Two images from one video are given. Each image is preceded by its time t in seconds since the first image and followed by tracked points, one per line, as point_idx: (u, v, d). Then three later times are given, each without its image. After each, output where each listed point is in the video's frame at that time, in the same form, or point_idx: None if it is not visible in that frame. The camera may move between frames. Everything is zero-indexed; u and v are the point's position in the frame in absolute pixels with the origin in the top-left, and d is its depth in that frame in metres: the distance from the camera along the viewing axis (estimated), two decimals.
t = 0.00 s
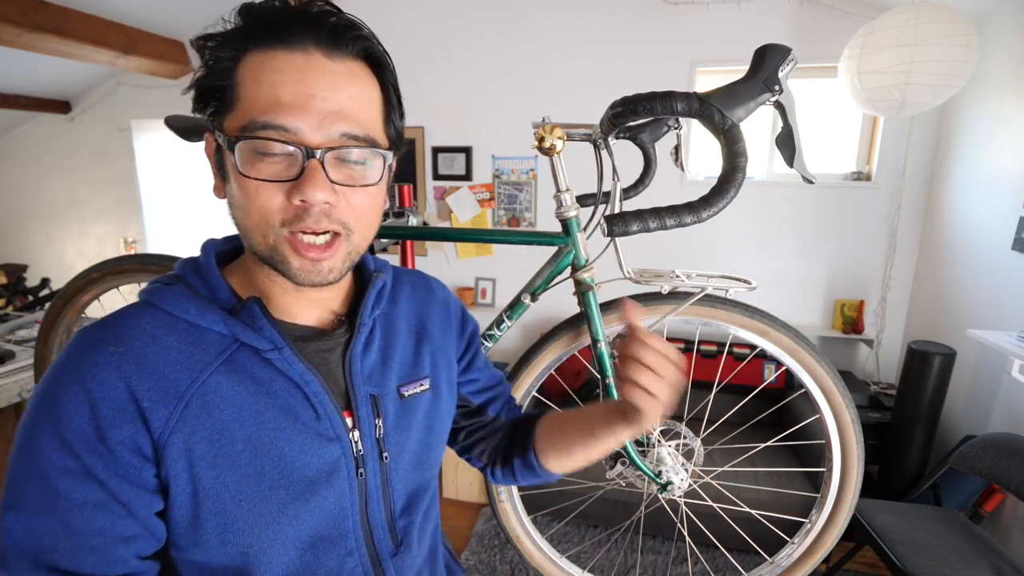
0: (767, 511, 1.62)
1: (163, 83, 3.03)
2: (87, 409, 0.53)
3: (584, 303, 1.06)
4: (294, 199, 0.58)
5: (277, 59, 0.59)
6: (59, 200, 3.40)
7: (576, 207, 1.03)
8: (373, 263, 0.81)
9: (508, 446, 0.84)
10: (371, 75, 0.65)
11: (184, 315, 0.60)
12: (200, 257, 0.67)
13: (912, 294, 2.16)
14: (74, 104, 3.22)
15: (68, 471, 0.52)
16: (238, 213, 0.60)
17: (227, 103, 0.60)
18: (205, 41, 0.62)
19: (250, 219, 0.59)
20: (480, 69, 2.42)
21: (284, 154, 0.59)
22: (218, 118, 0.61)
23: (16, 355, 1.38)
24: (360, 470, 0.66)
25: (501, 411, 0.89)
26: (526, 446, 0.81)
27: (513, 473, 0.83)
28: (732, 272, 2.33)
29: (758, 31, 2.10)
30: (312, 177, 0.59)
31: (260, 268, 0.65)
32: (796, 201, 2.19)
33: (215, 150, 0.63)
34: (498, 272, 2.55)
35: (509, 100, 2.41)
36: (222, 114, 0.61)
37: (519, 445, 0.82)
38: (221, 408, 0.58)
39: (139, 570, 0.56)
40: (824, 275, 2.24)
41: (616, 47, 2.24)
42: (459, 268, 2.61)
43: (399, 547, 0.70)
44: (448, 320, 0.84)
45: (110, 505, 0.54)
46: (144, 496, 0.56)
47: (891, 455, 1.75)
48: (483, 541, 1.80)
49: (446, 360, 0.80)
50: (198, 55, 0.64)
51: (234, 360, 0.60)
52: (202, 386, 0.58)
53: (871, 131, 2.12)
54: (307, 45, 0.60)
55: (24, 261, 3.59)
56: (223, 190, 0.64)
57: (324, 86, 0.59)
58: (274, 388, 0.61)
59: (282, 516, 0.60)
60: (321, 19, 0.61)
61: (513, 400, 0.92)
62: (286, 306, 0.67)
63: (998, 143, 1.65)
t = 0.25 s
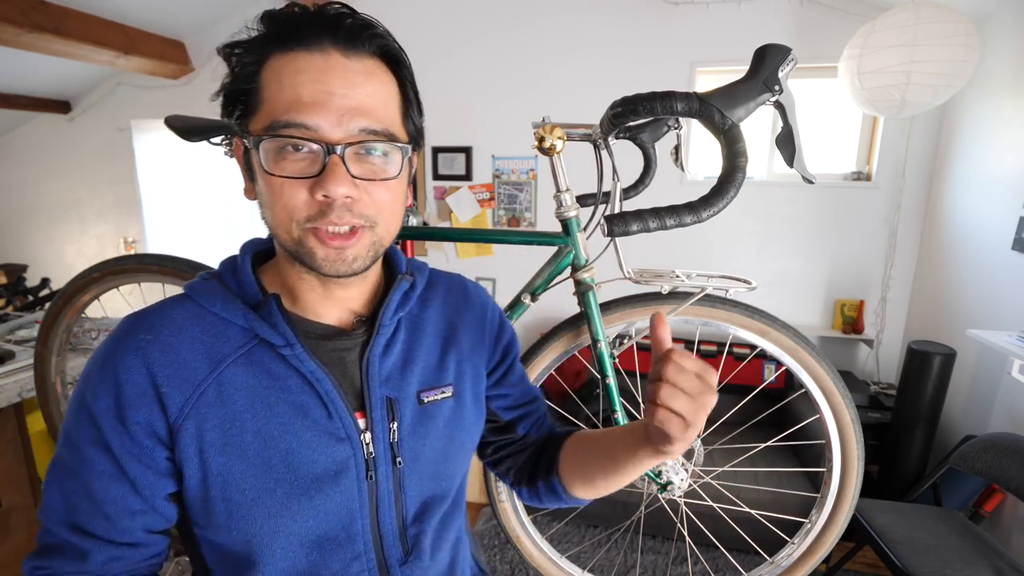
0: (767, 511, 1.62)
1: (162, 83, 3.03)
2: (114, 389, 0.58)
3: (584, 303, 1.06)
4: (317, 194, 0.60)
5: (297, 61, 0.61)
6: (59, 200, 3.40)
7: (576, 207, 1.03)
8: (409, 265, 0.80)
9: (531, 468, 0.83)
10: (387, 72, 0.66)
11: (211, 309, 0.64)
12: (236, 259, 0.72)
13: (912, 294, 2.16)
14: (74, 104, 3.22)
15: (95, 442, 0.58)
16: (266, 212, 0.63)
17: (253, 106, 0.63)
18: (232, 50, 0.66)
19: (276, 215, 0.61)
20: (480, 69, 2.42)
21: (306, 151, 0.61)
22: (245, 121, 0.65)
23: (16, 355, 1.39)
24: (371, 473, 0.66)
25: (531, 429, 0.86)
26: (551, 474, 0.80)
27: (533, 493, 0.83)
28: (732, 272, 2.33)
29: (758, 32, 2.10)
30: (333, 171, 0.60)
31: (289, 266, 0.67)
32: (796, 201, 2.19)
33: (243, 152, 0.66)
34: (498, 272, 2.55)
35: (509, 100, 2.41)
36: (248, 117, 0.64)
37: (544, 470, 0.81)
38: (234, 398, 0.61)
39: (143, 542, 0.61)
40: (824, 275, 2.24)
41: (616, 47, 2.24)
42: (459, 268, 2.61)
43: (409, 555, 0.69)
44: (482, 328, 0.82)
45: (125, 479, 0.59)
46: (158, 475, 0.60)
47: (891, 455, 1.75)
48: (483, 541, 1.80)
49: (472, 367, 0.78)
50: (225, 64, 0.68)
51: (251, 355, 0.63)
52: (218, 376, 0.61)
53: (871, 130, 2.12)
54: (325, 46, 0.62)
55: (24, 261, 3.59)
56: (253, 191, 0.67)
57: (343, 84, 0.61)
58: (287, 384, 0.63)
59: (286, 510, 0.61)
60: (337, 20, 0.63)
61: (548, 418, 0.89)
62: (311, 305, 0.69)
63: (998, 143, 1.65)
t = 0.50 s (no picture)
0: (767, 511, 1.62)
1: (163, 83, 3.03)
2: (140, 381, 0.63)
3: (584, 303, 1.06)
4: (325, 180, 0.60)
5: (302, 54, 0.62)
6: (59, 200, 3.40)
7: (576, 207, 1.03)
8: (426, 262, 0.80)
9: (587, 465, 0.76)
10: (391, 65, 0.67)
11: (230, 308, 0.68)
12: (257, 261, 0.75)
13: (912, 294, 2.16)
14: (74, 104, 3.22)
15: (122, 429, 0.63)
16: (276, 205, 0.63)
17: (263, 104, 0.65)
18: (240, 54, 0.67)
19: (286, 205, 0.62)
20: (480, 69, 2.42)
21: (314, 140, 0.62)
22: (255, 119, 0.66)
23: (16, 355, 1.39)
24: (379, 471, 0.66)
25: (575, 422, 0.80)
26: (608, 474, 0.72)
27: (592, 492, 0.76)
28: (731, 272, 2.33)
29: (758, 32, 2.10)
30: (339, 157, 0.61)
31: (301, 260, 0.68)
32: (796, 201, 2.19)
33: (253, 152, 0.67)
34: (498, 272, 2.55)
35: (509, 100, 2.41)
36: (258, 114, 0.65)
37: (600, 470, 0.73)
38: (247, 392, 0.64)
39: (157, 528, 0.65)
40: (824, 275, 2.24)
41: (616, 47, 2.24)
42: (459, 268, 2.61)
43: (418, 558, 0.67)
44: (503, 323, 0.79)
45: (146, 465, 0.63)
46: (176, 463, 0.64)
47: (891, 456, 1.75)
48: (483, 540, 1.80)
49: (490, 365, 0.75)
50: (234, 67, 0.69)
51: (265, 352, 0.66)
52: (233, 371, 0.64)
53: (871, 131, 2.12)
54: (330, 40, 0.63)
55: (24, 261, 3.59)
56: (264, 188, 0.68)
57: (347, 74, 0.62)
58: (298, 380, 0.65)
59: (292, 504, 0.62)
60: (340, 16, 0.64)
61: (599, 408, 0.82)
62: (325, 300, 0.70)
63: (998, 143, 1.65)
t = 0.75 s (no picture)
0: (767, 511, 1.62)
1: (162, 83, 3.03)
2: (148, 378, 0.63)
3: (584, 303, 1.06)
4: (322, 184, 0.60)
5: (284, 61, 0.62)
6: (59, 200, 3.40)
7: (576, 207, 1.03)
8: (435, 261, 0.79)
9: (579, 468, 0.76)
10: (374, 58, 0.66)
11: (238, 306, 0.68)
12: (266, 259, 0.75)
13: (912, 294, 2.16)
14: (74, 104, 3.22)
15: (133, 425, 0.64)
16: (281, 213, 0.64)
17: (253, 116, 0.65)
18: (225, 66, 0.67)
19: (290, 213, 0.62)
20: (480, 69, 2.41)
21: (309, 146, 0.63)
22: (249, 131, 0.66)
23: (16, 355, 1.39)
24: (383, 472, 0.65)
25: (576, 428, 0.80)
26: (593, 476, 0.74)
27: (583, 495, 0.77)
28: (732, 272, 2.33)
29: (758, 32, 2.10)
30: (336, 160, 0.61)
31: (308, 264, 0.69)
32: (796, 201, 2.19)
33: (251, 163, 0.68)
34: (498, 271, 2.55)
35: (509, 100, 2.41)
36: (250, 126, 0.66)
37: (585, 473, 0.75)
38: (252, 390, 0.64)
39: (169, 515, 0.66)
40: (824, 275, 2.24)
41: (615, 46, 2.24)
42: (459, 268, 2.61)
43: (422, 560, 0.67)
44: (513, 325, 0.78)
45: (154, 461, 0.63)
46: (183, 459, 0.64)
47: (892, 456, 1.75)
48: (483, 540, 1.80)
49: (497, 366, 0.75)
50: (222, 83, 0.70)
51: (270, 350, 0.66)
52: (238, 369, 0.64)
53: (871, 131, 2.12)
54: (308, 41, 0.63)
55: (24, 261, 3.59)
56: (265, 198, 0.69)
57: (331, 74, 0.62)
58: (302, 378, 0.65)
59: (296, 502, 0.62)
60: (314, 14, 0.64)
61: (599, 414, 0.82)
62: (332, 300, 0.71)
63: (998, 143, 1.65)
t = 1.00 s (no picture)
0: (767, 511, 1.62)
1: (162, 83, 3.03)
2: (146, 379, 0.63)
3: (584, 303, 1.06)
4: (316, 191, 0.61)
5: (289, 61, 0.62)
6: (59, 200, 3.40)
7: (576, 207, 1.03)
8: (430, 261, 0.79)
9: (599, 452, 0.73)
10: (382, 63, 0.66)
11: (236, 306, 0.68)
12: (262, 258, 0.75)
13: (912, 294, 2.16)
14: (74, 104, 3.22)
15: (131, 426, 0.64)
16: (276, 213, 0.64)
17: (254, 113, 0.65)
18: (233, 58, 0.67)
19: (285, 217, 0.63)
20: (480, 69, 2.41)
21: (305, 150, 0.62)
22: (249, 127, 0.66)
23: (16, 355, 1.39)
24: (383, 472, 0.66)
25: (588, 411, 0.77)
26: (619, 454, 0.70)
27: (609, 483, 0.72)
28: (732, 272, 2.33)
29: (758, 32, 2.10)
30: (331, 168, 0.61)
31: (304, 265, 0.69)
32: (796, 201, 2.19)
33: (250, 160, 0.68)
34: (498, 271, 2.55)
35: (509, 100, 2.41)
36: (251, 123, 0.66)
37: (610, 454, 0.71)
38: (251, 390, 0.64)
39: (167, 522, 0.66)
40: (824, 275, 2.24)
41: (615, 47, 2.24)
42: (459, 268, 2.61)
43: (423, 560, 0.67)
44: (509, 320, 0.79)
45: (152, 462, 0.63)
46: (181, 460, 0.64)
47: (891, 456, 1.75)
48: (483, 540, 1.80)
49: (496, 364, 0.75)
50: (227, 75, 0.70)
51: (269, 350, 0.66)
52: (237, 369, 0.64)
53: (871, 131, 2.12)
54: (315, 43, 0.62)
55: (24, 261, 3.59)
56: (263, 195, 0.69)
57: (334, 79, 0.62)
58: (301, 378, 0.65)
59: (296, 503, 0.62)
60: (326, 15, 0.64)
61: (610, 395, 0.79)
62: (327, 301, 0.71)
63: (998, 143, 1.65)
